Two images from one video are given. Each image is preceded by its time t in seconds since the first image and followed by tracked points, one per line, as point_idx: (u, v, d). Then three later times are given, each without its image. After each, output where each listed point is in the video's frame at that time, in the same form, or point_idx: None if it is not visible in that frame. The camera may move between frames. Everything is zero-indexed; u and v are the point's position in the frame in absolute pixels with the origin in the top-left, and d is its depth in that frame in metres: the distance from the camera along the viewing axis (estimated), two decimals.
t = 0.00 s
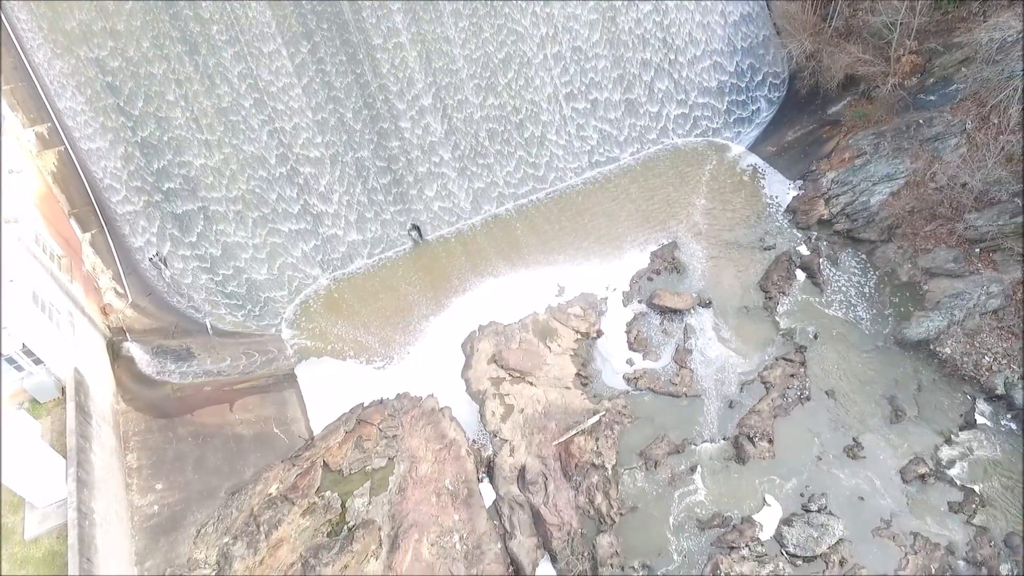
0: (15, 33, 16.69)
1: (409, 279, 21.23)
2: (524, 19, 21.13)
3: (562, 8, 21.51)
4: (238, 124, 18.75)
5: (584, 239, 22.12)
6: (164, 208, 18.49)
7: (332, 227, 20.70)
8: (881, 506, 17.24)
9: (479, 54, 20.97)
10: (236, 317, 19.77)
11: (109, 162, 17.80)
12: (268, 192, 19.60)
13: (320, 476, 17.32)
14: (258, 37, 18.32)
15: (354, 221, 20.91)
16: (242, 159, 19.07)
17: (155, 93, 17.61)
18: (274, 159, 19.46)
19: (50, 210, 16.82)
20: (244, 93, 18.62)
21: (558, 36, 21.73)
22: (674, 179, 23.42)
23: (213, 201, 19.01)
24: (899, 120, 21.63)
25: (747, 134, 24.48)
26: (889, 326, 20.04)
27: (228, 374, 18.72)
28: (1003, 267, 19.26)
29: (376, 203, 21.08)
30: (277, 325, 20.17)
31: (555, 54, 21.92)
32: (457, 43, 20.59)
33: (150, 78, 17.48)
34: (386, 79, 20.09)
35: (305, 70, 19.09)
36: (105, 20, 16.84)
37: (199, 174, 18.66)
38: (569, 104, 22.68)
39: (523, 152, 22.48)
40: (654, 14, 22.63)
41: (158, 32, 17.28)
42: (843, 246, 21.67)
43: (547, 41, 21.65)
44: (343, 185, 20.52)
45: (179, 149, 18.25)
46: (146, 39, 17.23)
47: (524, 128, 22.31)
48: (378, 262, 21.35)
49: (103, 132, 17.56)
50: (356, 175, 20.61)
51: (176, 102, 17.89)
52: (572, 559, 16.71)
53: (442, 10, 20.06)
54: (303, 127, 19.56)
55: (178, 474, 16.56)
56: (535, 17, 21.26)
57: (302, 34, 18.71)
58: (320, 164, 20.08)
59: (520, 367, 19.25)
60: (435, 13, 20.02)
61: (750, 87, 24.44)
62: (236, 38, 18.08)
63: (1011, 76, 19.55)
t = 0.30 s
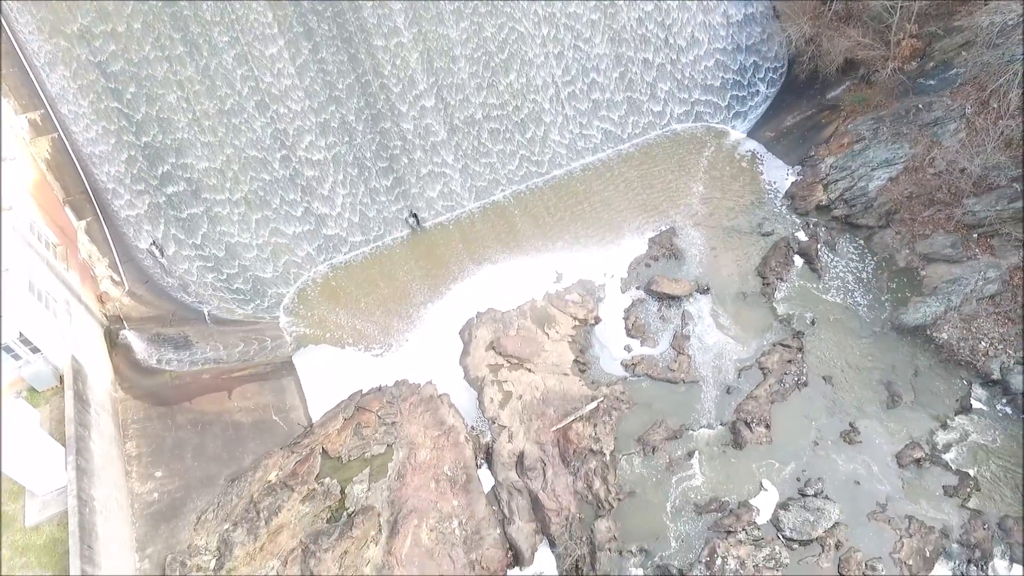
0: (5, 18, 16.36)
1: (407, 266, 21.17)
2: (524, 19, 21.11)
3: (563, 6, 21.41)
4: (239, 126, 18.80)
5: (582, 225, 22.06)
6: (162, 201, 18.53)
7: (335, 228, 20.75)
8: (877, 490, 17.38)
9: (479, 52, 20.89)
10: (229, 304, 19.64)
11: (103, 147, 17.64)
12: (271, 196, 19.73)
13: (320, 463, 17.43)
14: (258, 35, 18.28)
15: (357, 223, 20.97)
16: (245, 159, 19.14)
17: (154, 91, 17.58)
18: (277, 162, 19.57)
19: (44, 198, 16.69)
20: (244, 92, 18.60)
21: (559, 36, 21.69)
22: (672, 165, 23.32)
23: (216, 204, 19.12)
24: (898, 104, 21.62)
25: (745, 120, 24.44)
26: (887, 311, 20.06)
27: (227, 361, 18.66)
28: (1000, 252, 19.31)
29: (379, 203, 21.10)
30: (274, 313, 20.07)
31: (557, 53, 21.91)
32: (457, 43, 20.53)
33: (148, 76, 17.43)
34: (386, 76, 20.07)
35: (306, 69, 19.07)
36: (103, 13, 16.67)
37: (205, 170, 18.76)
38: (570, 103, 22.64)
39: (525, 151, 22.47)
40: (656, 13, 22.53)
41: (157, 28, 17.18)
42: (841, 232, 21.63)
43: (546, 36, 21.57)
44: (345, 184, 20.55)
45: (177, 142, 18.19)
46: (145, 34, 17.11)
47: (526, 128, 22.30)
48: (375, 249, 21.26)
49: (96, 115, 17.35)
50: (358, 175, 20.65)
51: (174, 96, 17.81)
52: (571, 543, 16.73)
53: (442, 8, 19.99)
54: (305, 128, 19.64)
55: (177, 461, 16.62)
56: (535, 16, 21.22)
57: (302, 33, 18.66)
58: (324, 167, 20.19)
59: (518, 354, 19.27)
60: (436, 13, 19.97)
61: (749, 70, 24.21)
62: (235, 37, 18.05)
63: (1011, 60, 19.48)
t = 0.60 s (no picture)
0: None
1: (403, 252, 21.13)
2: (526, 21, 21.40)
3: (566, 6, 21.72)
4: (242, 130, 19.00)
5: (580, 210, 21.97)
6: (161, 193, 18.50)
7: (340, 228, 21.04)
8: (873, 472, 17.53)
9: (480, 50, 21.12)
10: (231, 290, 19.71)
11: (95, 131, 17.43)
12: (275, 199, 19.98)
13: (320, 447, 17.57)
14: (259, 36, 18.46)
15: (361, 221, 21.22)
16: (246, 157, 19.28)
17: (151, 85, 17.57)
18: (280, 164, 19.78)
19: (37, 183, 16.53)
20: (245, 92, 18.74)
21: (562, 36, 22.05)
22: (670, 149, 23.21)
23: (220, 205, 19.30)
24: (897, 86, 21.56)
25: (744, 103, 24.42)
26: (884, 294, 20.10)
27: (226, 347, 18.55)
28: (998, 235, 19.25)
29: (381, 202, 21.33)
30: (272, 299, 20.08)
31: (559, 53, 22.25)
32: (458, 43, 20.79)
33: (149, 74, 17.47)
34: (387, 75, 20.31)
35: (307, 70, 19.30)
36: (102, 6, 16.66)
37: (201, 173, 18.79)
38: (573, 102, 22.94)
39: (527, 149, 22.66)
40: (659, 13, 22.84)
41: (159, 23, 17.25)
42: (839, 215, 21.58)
43: (548, 37, 21.92)
44: (347, 181, 20.77)
45: (173, 133, 18.14)
46: (145, 32, 17.15)
47: (528, 127, 22.53)
48: (372, 235, 21.27)
49: (88, 99, 17.18)
50: (362, 175, 20.91)
51: (168, 89, 17.77)
52: (569, 526, 16.89)
53: (443, 7, 20.20)
54: (307, 128, 19.87)
55: (176, 447, 16.69)
56: (538, 16, 21.50)
57: (302, 33, 18.87)
58: (327, 169, 20.44)
59: (516, 338, 19.28)
60: (437, 12, 20.20)
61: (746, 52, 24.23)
62: (235, 37, 18.18)
63: (1012, 41, 19.09)
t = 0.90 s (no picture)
0: None
1: (400, 237, 21.04)
2: (528, 22, 21.39)
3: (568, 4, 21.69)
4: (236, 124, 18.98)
5: (578, 196, 21.90)
6: (157, 178, 18.42)
7: (343, 228, 20.96)
8: (870, 456, 17.63)
9: (482, 48, 21.13)
10: (228, 279, 19.61)
11: (90, 116, 17.46)
12: (279, 199, 20.06)
13: (320, 434, 17.63)
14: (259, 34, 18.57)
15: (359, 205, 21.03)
16: (245, 153, 19.31)
17: (147, 76, 17.62)
18: (285, 168, 19.93)
19: (31, 169, 16.46)
20: (248, 94, 18.93)
21: (565, 36, 22.00)
22: (669, 135, 23.08)
23: (225, 205, 19.41)
24: (897, 70, 21.59)
25: (744, 86, 24.00)
26: (883, 280, 20.11)
27: (223, 335, 18.47)
28: (997, 220, 19.26)
29: (379, 188, 21.13)
30: (269, 287, 19.98)
31: (561, 53, 22.19)
32: (460, 42, 20.81)
33: (149, 72, 17.63)
34: (389, 74, 20.31)
35: (310, 71, 19.40)
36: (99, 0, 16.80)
37: (207, 176, 18.94)
38: (573, 93, 22.70)
39: (531, 145, 22.50)
40: (661, 15, 22.73)
41: (161, 20, 17.41)
42: (838, 201, 21.49)
43: (551, 38, 21.87)
44: (349, 181, 20.73)
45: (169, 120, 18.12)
46: (145, 30, 17.32)
47: (532, 125, 22.42)
48: (371, 220, 21.14)
49: (81, 86, 17.25)
50: (365, 175, 20.90)
51: (167, 82, 17.85)
52: (568, 510, 16.96)
53: (444, 5, 20.17)
54: (310, 127, 19.91)
55: (176, 434, 16.76)
56: (542, 18, 21.51)
57: (303, 33, 18.95)
58: (330, 171, 20.49)
59: (515, 325, 19.19)
60: (438, 10, 20.17)
61: (745, 39, 23.72)
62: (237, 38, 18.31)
63: (1014, 23, 19.59)
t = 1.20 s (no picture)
0: None
1: (397, 221, 20.92)
2: (529, 23, 21.38)
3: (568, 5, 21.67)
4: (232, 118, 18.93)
5: (576, 179, 21.78)
6: (160, 177, 18.51)
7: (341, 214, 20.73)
8: (865, 438, 17.75)
9: (484, 47, 21.08)
10: (223, 260, 19.52)
11: (83, 102, 17.39)
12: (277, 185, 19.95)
13: (318, 419, 17.71)
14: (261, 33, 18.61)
15: (355, 185, 20.72)
16: (248, 154, 19.41)
17: (149, 76, 17.71)
18: (286, 166, 19.97)
19: (25, 155, 16.39)
20: (252, 97, 19.02)
21: (567, 36, 21.97)
22: (668, 117, 22.88)
23: (229, 204, 19.43)
24: (897, 52, 21.35)
25: (742, 66, 23.64)
26: (881, 263, 20.12)
27: (222, 321, 18.33)
28: (996, 203, 19.26)
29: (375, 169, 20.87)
30: (267, 272, 19.92)
31: (564, 53, 22.15)
32: (462, 42, 20.78)
33: (153, 74, 17.74)
34: (391, 75, 20.34)
35: (313, 73, 19.51)
36: None
37: (211, 178, 19.02)
38: (580, 87, 22.60)
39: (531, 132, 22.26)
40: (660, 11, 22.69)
41: (160, 16, 17.45)
42: (836, 183, 21.44)
43: (553, 40, 21.85)
44: (353, 181, 20.65)
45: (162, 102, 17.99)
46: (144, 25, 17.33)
47: (535, 122, 22.32)
48: (368, 206, 20.88)
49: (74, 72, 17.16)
50: (366, 168, 20.74)
51: (168, 82, 17.92)
52: (567, 493, 17.04)
53: (445, 3, 20.14)
54: (311, 126, 19.94)
55: (175, 419, 16.81)
56: (543, 20, 21.51)
57: (306, 34, 19.05)
58: (334, 173, 20.43)
59: (513, 309, 19.27)
60: (440, 10, 20.16)
61: (747, 27, 23.47)
62: (237, 39, 18.38)
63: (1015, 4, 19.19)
